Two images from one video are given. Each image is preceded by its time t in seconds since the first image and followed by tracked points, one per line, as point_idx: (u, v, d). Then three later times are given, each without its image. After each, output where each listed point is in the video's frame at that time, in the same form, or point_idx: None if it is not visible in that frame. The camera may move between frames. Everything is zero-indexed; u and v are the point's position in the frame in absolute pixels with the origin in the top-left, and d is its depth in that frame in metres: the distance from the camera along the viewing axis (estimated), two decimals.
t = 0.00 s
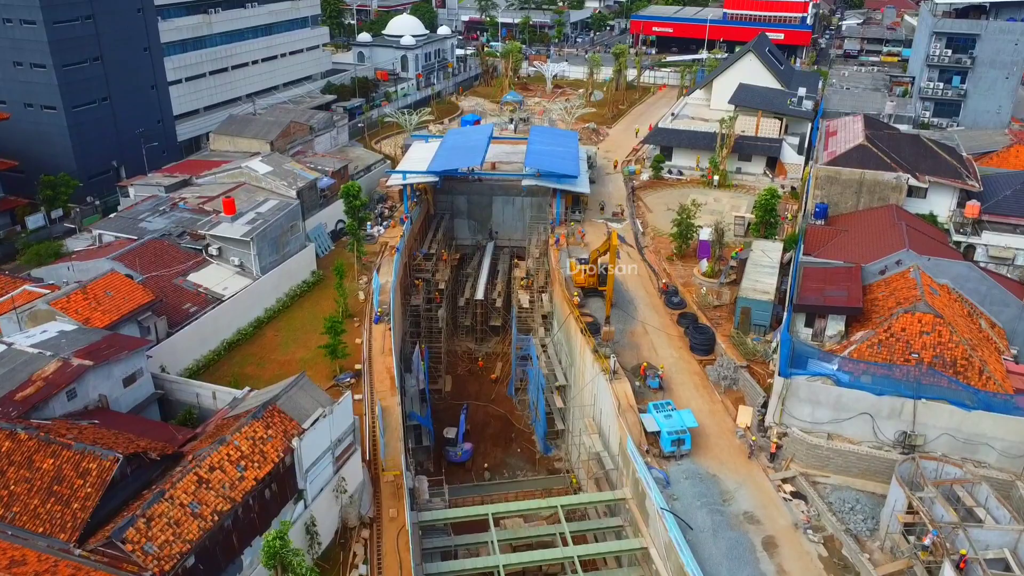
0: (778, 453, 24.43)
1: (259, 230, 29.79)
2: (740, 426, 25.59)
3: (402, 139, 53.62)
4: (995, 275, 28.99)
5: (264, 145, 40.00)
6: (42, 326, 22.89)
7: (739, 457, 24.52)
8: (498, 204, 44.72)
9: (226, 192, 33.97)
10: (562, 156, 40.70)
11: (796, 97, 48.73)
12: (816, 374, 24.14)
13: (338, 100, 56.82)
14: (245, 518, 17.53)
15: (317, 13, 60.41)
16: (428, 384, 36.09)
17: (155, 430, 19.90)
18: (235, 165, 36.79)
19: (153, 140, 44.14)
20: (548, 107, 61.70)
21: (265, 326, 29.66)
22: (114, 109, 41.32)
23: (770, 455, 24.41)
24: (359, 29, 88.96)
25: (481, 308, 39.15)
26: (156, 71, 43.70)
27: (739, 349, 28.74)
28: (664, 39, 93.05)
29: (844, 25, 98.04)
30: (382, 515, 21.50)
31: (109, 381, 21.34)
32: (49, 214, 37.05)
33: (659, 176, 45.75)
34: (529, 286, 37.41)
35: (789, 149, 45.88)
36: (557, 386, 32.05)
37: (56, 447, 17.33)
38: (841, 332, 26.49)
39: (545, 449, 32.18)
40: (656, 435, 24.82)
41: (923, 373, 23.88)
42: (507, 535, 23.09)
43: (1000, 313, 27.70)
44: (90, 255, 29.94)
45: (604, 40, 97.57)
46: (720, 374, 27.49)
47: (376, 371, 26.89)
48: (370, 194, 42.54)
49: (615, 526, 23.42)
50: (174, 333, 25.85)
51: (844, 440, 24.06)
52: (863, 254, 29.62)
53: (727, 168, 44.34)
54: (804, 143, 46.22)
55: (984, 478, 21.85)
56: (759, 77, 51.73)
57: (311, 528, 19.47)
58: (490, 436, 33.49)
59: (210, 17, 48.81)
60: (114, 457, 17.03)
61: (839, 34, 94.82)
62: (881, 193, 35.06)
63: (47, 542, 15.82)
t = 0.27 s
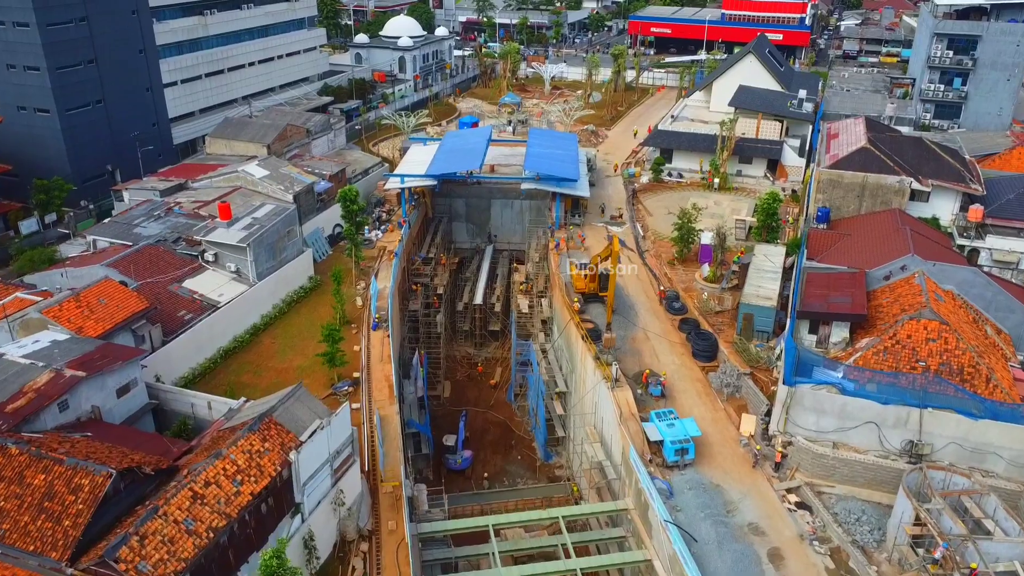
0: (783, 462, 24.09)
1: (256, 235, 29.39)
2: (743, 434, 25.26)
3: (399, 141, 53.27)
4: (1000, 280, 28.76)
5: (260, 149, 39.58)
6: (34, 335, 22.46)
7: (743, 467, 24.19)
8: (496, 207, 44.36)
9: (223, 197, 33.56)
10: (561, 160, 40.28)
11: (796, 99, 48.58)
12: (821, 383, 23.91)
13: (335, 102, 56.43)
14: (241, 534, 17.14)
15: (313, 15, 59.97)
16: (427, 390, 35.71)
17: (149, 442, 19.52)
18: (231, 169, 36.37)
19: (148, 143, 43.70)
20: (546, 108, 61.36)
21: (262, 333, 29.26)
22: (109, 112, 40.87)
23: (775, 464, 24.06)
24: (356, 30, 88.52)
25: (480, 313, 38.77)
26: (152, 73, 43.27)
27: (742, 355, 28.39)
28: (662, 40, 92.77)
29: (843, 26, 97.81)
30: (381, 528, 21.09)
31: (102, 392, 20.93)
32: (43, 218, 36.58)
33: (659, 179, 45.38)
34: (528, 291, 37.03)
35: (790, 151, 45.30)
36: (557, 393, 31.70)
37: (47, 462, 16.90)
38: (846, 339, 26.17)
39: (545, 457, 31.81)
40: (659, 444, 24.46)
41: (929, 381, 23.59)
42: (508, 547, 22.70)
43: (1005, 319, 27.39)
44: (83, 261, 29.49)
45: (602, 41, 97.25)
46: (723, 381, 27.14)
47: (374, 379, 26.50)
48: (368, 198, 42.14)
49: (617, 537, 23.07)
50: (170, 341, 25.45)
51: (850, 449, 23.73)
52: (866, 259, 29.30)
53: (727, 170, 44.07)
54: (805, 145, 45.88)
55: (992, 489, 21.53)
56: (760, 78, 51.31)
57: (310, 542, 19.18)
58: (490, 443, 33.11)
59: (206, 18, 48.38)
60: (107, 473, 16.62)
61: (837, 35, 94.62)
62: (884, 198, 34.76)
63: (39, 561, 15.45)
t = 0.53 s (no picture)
0: (791, 473, 23.70)
1: (255, 241, 29.01)
2: (750, 444, 24.89)
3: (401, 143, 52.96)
4: (1009, 287, 28.51)
5: (260, 152, 39.21)
6: (30, 345, 22.07)
7: (751, 477, 23.81)
8: (498, 210, 43.98)
9: (222, 201, 33.18)
10: (564, 163, 39.86)
11: (801, 102, 47.99)
12: (829, 392, 23.55)
13: (335, 104, 56.04)
14: (240, 550, 16.78)
15: (314, 16, 59.60)
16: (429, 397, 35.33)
17: (146, 455, 19.14)
18: (230, 173, 36.00)
19: (147, 146, 43.34)
20: (548, 110, 60.99)
21: (262, 340, 28.90)
22: (107, 115, 40.49)
23: (783, 474, 23.69)
24: (356, 31, 88.14)
25: (482, 318, 38.44)
26: (151, 76, 42.91)
27: (748, 363, 28.01)
28: (664, 41, 92.39)
29: (845, 27, 97.38)
30: (383, 541, 20.72)
31: (99, 404, 20.56)
32: (40, 223, 36.19)
33: (662, 182, 45.05)
34: (531, 296, 36.69)
35: (795, 154, 44.69)
36: (561, 400, 31.32)
37: (43, 477, 16.46)
38: (854, 347, 25.78)
39: (549, 465, 31.42)
40: (665, 454, 24.09)
41: (940, 390, 23.22)
42: (512, 559, 22.28)
43: (1016, 326, 26.87)
44: (81, 267, 29.11)
45: (604, 42, 96.86)
46: (730, 390, 26.77)
47: (376, 387, 26.13)
48: (369, 202, 41.75)
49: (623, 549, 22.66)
50: (168, 349, 25.08)
51: (859, 460, 23.35)
52: (874, 265, 28.92)
53: (730, 173, 43.84)
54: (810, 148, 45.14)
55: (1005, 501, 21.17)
56: (763, 81, 50.86)
57: (310, 557, 18.76)
58: (492, 450, 32.74)
59: (205, 20, 48.04)
60: (103, 488, 16.21)
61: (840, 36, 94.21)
62: (891, 202, 34.31)
63: None
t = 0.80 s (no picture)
0: (798, 484, 23.29)
1: (255, 247, 28.64)
2: (757, 454, 24.49)
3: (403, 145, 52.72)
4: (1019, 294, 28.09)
5: (260, 155, 38.83)
6: (25, 354, 21.68)
7: (758, 489, 23.41)
8: (500, 214, 43.64)
9: (221, 206, 32.82)
10: (567, 167, 39.45)
11: (806, 104, 47.66)
12: (838, 403, 23.16)
13: (336, 106, 55.69)
14: (238, 568, 16.38)
15: (314, 18, 59.26)
16: (430, 403, 34.97)
17: (143, 468, 18.80)
18: (230, 177, 35.63)
19: (146, 149, 42.98)
20: (550, 113, 60.64)
21: (261, 348, 28.53)
22: (106, 118, 40.12)
23: (790, 486, 23.28)
24: (357, 32, 87.84)
25: (484, 323, 38.08)
26: (150, 78, 42.58)
27: (754, 371, 27.62)
28: (666, 43, 92.04)
29: (847, 28, 97.12)
30: (384, 555, 20.32)
31: (95, 415, 20.19)
32: (38, 227, 35.79)
33: (665, 186, 44.70)
34: (534, 302, 36.35)
35: (800, 157, 44.45)
36: (564, 408, 30.94)
37: (36, 493, 16.00)
38: (863, 356, 25.39)
39: (552, 473, 31.01)
40: (671, 465, 23.70)
41: (950, 400, 22.80)
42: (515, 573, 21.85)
43: None
44: (79, 273, 28.74)
45: (605, 44, 96.53)
46: (736, 399, 26.38)
47: (376, 396, 25.75)
48: (370, 206, 41.36)
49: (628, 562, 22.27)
50: (166, 358, 24.71)
51: (868, 471, 22.95)
52: (882, 273, 28.52)
53: (734, 177, 43.50)
54: (814, 152, 44.89)
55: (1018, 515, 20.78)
56: (767, 82, 50.36)
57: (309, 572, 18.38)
58: (494, 458, 32.35)
59: (205, 22, 47.70)
60: (98, 505, 15.93)
61: (843, 37, 93.86)
62: (898, 207, 33.92)
63: None
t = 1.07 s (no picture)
0: (807, 496, 22.88)
1: (255, 254, 28.24)
2: (765, 465, 24.08)
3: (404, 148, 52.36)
4: None
5: (260, 159, 38.44)
6: (20, 365, 21.30)
7: (766, 501, 23.00)
8: (502, 218, 43.26)
9: (221, 211, 32.43)
10: (570, 171, 39.02)
11: (811, 107, 47.15)
12: (848, 414, 22.73)
13: (337, 109, 55.32)
14: None
15: (315, 19, 58.86)
16: (432, 410, 34.58)
17: (140, 483, 18.43)
18: (229, 181, 35.23)
19: (145, 153, 42.61)
20: (552, 115, 60.25)
21: (261, 356, 28.14)
22: (105, 121, 39.75)
23: (799, 498, 22.86)
24: (358, 33, 87.42)
25: (486, 329, 37.68)
26: (149, 81, 42.22)
27: (761, 380, 27.20)
28: (668, 43, 91.63)
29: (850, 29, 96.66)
30: (386, 570, 19.90)
31: (91, 428, 19.81)
32: (36, 232, 35.39)
33: (669, 189, 44.27)
34: (536, 307, 35.94)
35: (805, 160, 44.43)
36: (568, 416, 30.50)
37: (29, 511, 15.65)
38: (872, 365, 24.93)
39: (555, 482, 30.66)
40: (677, 477, 23.29)
41: (961, 413, 22.14)
42: None
43: None
44: (76, 280, 28.34)
45: (607, 44, 96.11)
46: (743, 408, 25.99)
47: (378, 406, 25.36)
48: (371, 210, 40.97)
49: None
50: (164, 367, 24.32)
51: (879, 484, 22.55)
52: (891, 280, 28.07)
53: (739, 181, 43.09)
54: (820, 155, 44.70)
55: None
56: (771, 85, 50.04)
57: None
58: (497, 467, 31.94)
59: (204, 24, 47.32)
60: (93, 524, 15.52)
61: (846, 38, 93.42)
62: (905, 212, 33.54)
63: None
